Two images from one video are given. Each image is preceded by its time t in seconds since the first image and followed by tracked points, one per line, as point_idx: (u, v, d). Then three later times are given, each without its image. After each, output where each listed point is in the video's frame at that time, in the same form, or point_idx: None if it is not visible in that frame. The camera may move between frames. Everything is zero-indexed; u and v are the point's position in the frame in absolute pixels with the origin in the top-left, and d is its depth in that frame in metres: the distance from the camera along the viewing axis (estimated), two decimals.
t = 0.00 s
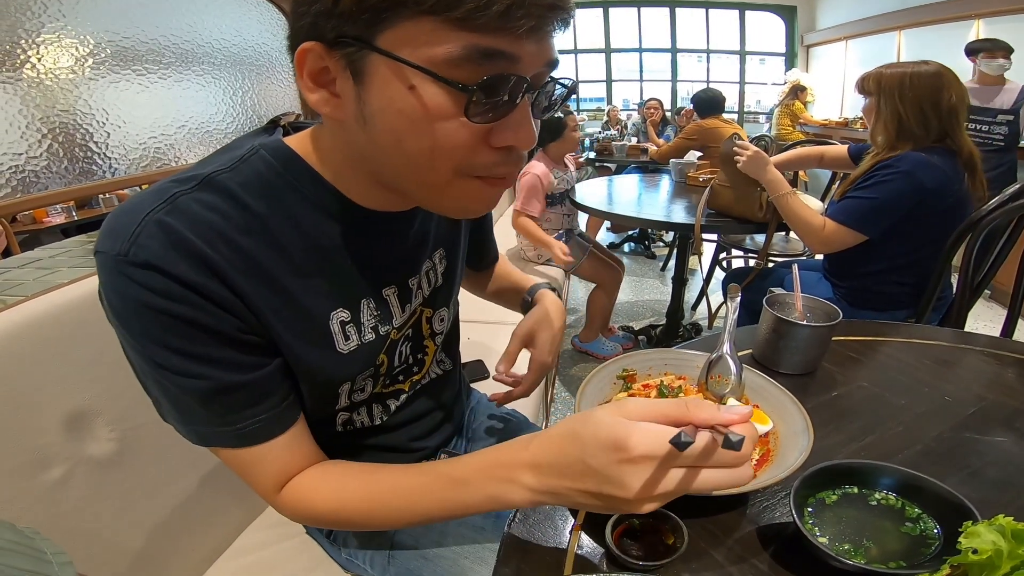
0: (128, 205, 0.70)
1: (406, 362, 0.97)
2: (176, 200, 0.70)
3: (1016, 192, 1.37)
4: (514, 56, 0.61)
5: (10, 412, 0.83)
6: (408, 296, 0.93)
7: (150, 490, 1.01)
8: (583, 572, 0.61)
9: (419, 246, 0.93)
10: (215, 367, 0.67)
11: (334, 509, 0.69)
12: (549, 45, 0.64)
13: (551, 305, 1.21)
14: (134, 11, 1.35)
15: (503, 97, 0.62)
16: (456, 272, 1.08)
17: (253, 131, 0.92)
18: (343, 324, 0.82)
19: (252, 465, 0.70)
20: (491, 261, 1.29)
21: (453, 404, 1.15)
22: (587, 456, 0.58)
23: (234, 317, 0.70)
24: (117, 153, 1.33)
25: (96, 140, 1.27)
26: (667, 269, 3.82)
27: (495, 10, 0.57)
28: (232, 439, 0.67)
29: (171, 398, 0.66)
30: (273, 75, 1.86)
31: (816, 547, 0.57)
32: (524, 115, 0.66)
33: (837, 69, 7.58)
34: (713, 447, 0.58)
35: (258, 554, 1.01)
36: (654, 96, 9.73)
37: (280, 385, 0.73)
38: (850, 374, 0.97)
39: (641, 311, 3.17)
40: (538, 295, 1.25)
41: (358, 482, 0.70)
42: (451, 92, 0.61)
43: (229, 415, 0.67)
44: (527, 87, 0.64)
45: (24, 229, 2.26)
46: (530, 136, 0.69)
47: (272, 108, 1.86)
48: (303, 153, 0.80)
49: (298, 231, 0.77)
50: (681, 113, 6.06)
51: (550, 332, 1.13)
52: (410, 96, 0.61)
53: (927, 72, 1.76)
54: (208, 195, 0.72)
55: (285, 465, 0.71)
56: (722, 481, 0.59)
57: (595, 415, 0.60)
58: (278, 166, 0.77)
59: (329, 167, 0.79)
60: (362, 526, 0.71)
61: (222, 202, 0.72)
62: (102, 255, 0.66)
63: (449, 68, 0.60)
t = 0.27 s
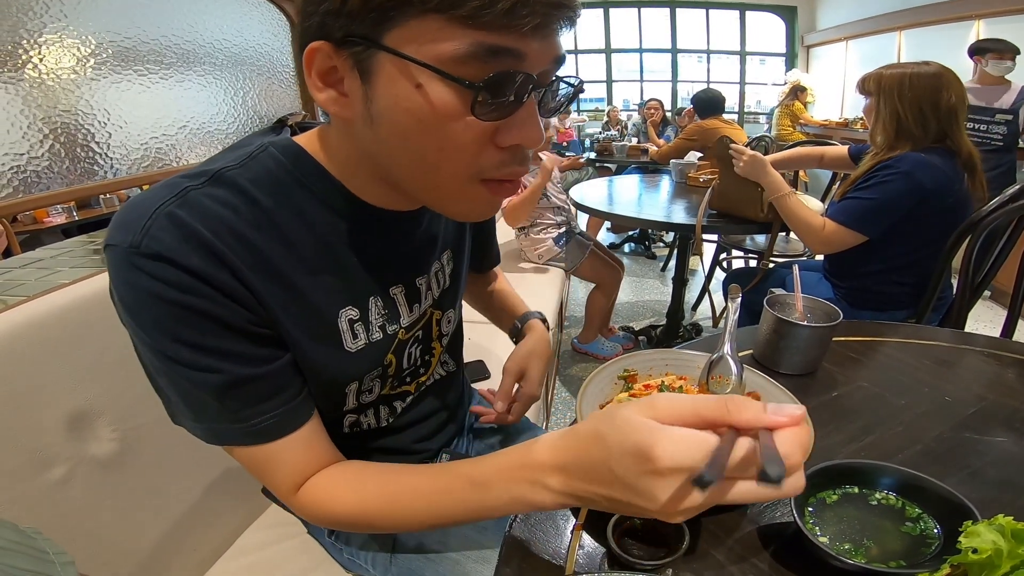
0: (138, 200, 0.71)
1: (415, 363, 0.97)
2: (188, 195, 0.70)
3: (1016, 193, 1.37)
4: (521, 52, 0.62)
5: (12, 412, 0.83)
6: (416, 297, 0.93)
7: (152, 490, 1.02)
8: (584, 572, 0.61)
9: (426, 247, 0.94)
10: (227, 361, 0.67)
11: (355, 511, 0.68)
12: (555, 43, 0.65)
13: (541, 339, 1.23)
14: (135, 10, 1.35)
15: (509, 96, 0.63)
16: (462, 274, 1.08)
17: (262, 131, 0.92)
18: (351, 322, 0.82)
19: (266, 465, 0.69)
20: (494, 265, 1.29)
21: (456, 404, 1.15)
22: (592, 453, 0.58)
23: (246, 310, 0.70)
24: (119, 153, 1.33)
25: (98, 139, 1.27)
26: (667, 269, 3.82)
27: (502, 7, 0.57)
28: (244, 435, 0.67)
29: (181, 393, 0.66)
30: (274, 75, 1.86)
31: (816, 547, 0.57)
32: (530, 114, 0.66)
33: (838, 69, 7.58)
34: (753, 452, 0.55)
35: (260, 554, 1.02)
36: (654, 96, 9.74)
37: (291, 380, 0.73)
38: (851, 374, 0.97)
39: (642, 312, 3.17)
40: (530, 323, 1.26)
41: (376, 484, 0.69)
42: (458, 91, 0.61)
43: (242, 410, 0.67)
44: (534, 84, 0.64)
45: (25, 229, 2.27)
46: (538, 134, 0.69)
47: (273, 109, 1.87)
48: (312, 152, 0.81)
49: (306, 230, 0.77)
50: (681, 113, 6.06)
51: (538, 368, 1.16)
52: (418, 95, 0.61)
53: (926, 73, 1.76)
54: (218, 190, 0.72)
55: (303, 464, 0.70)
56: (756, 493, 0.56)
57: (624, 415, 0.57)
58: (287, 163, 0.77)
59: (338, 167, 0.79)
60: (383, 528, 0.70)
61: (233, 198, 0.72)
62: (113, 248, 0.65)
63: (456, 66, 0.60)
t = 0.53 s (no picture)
0: (138, 196, 0.70)
1: (416, 364, 0.97)
2: (190, 191, 0.70)
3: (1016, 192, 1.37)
4: (526, 50, 0.61)
5: (11, 411, 0.83)
6: (416, 296, 0.93)
7: (152, 490, 1.02)
8: (584, 571, 0.62)
9: (427, 246, 0.94)
10: (229, 357, 0.67)
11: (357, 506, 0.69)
12: (559, 42, 0.65)
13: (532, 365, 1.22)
14: (135, 11, 1.35)
15: (512, 96, 0.63)
16: (463, 274, 1.08)
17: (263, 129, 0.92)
18: (349, 320, 0.82)
19: (268, 462, 0.70)
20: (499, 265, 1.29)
21: (456, 404, 1.15)
22: (593, 451, 0.58)
23: (247, 305, 0.70)
24: (118, 153, 1.34)
25: (98, 140, 1.27)
26: (667, 269, 3.82)
27: (507, 6, 0.57)
28: (248, 430, 0.67)
29: (182, 390, 0.66)
30: (274, 75, 1.86)
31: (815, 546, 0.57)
32: (532, 113, 0.66)
33: (838, 69, 7.58)
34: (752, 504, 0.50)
35: (260, 554, 1.02)
36: (654, 96, 9.74)
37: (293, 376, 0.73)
38: (851, 373, 0.97)
39: (642, 311, 3.17)
40: (517, 347, 1.25)
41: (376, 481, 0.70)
42: (462, 89, 0.61)
43: (245, 406, 0.68)
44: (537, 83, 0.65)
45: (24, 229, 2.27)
46: (540, 133, 0.69)
47: (272, 109, 1.87)
48: (316, 151, 0.81)
49: (307, 228, 0.77)
50: (681, 113, 6.07)
51: (538, 396, 1.16)
52: (421, 93, 0.61)
53: (926, 72, 1.76)
54: (219, 187, 0.72)
55: (303, 459, 0.70)
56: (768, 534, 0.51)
57: (632, 470, 0.54)
58: (287, 161, 0.77)
59: (340, 166, 0.79)
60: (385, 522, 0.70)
61: (234, 195, 0.72)
62: (114, 244, 0.65)
63: (460, 63, 0.60)
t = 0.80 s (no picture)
0: (137, 199, 0.71)
1: (414, 365, 0.97)
2: (187, 193, 0.70)
3: (1016, 192, 1.37)
4: (526, 53, 0.61)
5: (11, 412, 0.83)
6: (415, 297, 0.93)
7: (152, 490, 1.02)
8: (583, 571, 0.61)
9: (426, 247, 0.94)
10: (227, 360, 0.67)
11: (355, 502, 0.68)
12: (558, 44, 0.65)
13: (533, 368, 1.22)
14: (134, 11, 1.35)
15: (512, 96, 0.62)
16: (462, 274, 1.08)
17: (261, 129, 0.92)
18: (348, 322, 0.82)
19: (266, 464, 0.70)
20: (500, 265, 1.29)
21: (456, 404, 1.16)
22: (589, 451, 0.58)
23: (244, 307, 0.70)
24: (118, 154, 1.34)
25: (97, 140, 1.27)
26: (667, 269, 3.82)
27: (507, 8, 0.57)
28: (247, 431, 0.67)
29: (181, 392, 0.66)
30: (274, 75, 1.86)
31: (814, 547, 0.57)
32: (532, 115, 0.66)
33: (838, 69, 7.58)
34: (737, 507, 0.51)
35: (259, 554, 1.01)
36: (654, 96, 9.73)
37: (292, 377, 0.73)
38: (850, 373, 0.97)
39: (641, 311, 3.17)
40: (516, 350, 1.24)
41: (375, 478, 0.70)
42: (461, 91, 0.61)
43: (245, 407, 0.68)
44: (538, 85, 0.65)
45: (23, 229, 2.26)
46: (539, 134, 0.69)
47: (272, 109, 1.87)
48: (314, 151, 0.80)
49: (305, 229, 0.77)
50: (681, 113, 6.07)
51: (540, 399, 1.16)
52: (420, 94, 0.61)
53: (925, 72, 1.76)
54: (217, 189, 0.72)
55: (301, 458, 0.70)
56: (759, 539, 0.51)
57: (623, 471, 0.54)
58: (285, 162, 0.77)
59: (338, 168, 0.79)
60: (384, 520, 0.70)
61: (231, 196, 0.72)
62: (112, 247, 0.66)
63: (459, 65, 0.60)
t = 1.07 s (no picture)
0: (136, 200, 0.70)
1: (414, 366, 0.97)
2: (187, 196, 0.70)
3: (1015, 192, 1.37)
4: (527, 53, 0.61)
5: (10, 412, 0.83)
6: (416, 300, 0.93)
7: (151, 491, 1.02)
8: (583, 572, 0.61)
9: (426, 248, 0.94)
10: (228, 363, 0.67)
11: (358, 506, 0.69)
12: (560, 44, 0.64)
13: (532, 369, 1.22)
14: (133, 11, 1.35)
15: (513, 98, 0.62)
16: (463, 275, 1.08)
17: (262, 130, 0.92)
18: (349, 325, 0.82)
19: (265, 465, 0.69)
20: (500, 266, 1.29)
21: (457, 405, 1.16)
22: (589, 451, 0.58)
23: (243, 311, 0.70)
24: (117, 154, 1.33)
25: (96, 141, 1.27)
26: (667, 269, 3.82)
27: (507, 7, 0.57)
28: (248, 435, 0.67)
29: (180, 397, 0.66)
30: (274, 76, 1.86)
31: (814, 547, 0.57)
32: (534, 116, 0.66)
33: (838, 69, 7.58)
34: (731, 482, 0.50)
35: (259, 555, 1.01)
36: (654, 96, 9.73)
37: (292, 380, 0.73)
38: (850, 373, 0.97)
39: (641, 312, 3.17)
40: (517, 352, 1.24)
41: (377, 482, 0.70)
42: (462, 92, 0.61)
43: (245, 412, 0.67)
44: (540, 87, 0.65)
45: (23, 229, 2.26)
46: (541, 136, 0.69)
47: (271, 110, 1.87)
48: (314, 153, 0.80)
49: (305, 231, 0.77)
50: (681, 113, 6.07)
51: (539, 401, 1.16)
52: (420, 95, 0.61)
53: (924, 72, 1.76)
54: (217, 191, 0.72)
55: (300, 461, 0.70)
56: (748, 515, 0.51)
57: (621, 447, 0.54)
58: (285, 164, 0.77)
59: (339, 171, 0.79)
60: (387, 525, 0.70)
61: (231, 198, 0.72)
62: (112, 249, 0.66)
63: (459, 66, 0.60)
